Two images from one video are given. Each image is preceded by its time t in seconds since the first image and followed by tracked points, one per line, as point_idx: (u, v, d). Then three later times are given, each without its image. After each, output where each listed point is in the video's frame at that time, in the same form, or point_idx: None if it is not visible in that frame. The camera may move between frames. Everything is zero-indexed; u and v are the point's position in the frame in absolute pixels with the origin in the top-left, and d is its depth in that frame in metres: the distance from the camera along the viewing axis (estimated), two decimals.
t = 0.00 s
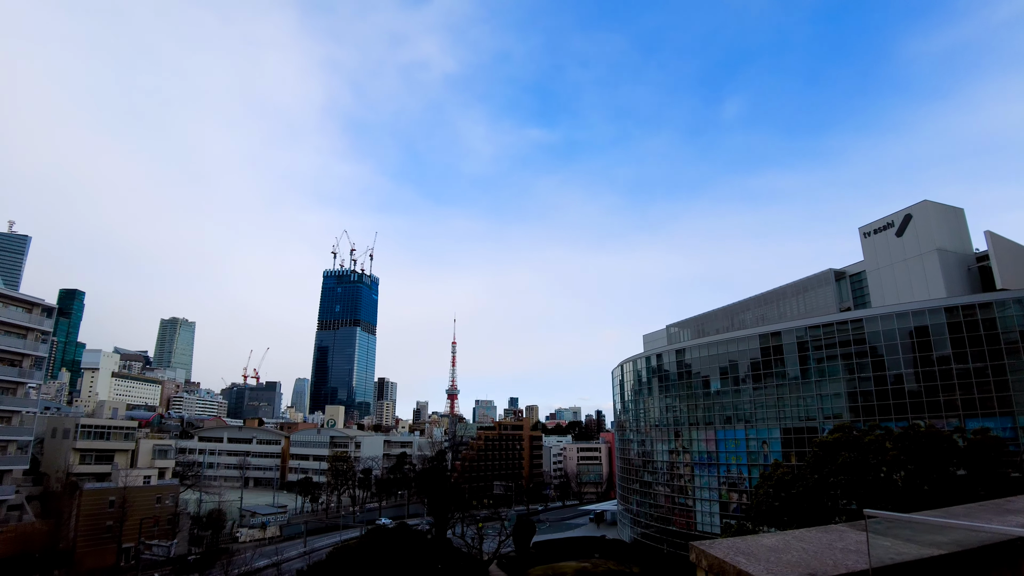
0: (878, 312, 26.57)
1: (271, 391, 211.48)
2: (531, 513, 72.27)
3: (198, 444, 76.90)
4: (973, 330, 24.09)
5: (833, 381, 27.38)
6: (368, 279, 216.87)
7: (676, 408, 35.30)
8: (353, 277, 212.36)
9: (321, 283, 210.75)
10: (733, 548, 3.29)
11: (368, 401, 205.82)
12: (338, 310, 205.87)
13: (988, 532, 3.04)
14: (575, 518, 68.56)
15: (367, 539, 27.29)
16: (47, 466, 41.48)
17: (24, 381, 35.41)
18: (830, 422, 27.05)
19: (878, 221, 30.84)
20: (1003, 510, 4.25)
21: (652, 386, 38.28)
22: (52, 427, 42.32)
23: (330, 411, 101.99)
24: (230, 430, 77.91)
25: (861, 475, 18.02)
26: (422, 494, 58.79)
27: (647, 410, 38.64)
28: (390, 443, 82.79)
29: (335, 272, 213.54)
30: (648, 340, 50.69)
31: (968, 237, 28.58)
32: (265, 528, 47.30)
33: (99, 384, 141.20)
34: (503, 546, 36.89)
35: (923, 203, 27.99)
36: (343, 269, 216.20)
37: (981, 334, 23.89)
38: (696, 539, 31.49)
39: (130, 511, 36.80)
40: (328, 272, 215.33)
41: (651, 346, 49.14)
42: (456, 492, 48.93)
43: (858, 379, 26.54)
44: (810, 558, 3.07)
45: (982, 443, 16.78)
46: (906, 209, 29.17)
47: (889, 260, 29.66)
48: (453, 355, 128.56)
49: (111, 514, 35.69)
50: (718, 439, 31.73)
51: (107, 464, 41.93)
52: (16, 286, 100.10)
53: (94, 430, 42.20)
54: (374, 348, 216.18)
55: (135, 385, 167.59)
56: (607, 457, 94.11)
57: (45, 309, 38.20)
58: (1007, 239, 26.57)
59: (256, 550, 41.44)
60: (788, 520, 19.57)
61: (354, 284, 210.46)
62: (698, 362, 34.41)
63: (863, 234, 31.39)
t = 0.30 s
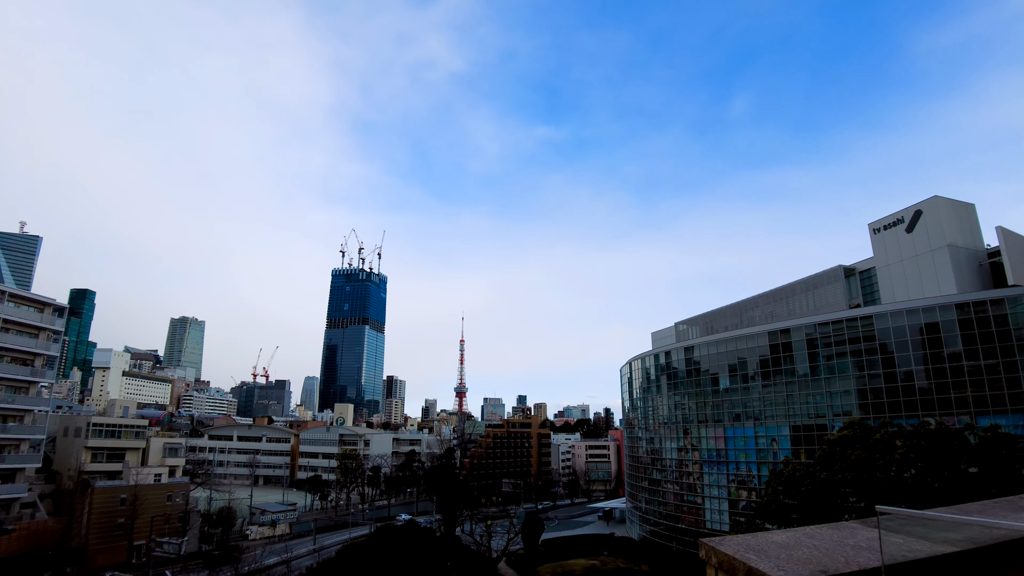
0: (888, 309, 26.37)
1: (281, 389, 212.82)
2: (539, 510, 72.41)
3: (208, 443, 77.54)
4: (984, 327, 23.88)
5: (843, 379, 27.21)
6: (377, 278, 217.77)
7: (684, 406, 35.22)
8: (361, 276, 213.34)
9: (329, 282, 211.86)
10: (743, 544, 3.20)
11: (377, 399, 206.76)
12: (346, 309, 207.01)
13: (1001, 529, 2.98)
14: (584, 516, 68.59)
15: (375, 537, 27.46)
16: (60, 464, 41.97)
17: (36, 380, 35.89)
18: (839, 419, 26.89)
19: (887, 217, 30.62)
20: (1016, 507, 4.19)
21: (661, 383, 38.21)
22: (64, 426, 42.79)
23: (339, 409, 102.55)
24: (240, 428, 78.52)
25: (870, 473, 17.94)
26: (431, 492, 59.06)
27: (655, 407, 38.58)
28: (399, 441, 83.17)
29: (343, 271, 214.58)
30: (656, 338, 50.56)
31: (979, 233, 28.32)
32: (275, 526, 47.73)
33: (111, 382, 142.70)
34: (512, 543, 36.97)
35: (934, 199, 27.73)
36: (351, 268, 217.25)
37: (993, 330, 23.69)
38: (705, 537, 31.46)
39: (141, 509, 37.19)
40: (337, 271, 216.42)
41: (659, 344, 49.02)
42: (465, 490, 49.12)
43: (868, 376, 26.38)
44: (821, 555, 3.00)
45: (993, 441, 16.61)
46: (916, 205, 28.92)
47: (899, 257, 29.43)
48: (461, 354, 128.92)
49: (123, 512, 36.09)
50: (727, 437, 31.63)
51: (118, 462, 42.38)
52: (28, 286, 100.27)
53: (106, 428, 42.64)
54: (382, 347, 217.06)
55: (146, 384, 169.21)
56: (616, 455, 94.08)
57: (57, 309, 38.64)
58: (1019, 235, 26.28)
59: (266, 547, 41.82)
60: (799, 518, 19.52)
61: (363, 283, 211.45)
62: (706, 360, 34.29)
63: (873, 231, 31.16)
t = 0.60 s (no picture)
0: (895, 305, 26.21)
1: (287, 386, 213.72)
2: (545, 507, 72.51)
3: (214, 440, 78.00)
4: (991, 324, 23.72)
5: (849, 375, 27.10)
6: (382, 275, 218.20)
7: (690, 403, 35.16)
8: (367, 273, 213.77)
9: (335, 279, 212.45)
10: (750, 542, 3.26)
11: (383, 397, 207.31)
12: (352, 306, 207.72)
13: (1008, 528, 3.00)
14: (589, 513, 68.64)
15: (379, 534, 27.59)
16: (68, 461, 42.32)
17: (44, 379, 36.19)
18: (846, 416, 26.79)
19: (894, 214, 30.45)
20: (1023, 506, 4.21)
21: (666, 380, 38.17)
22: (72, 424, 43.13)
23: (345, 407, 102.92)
24: (246, 426, 78.92)
25: (877, 470, 17.90)
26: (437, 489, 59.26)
27: (661, 404, 38.54)
28: (404, 438, 83.47)
29: (349, 269, 215.11)
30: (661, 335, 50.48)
31: (987, 229, 28.09)
32: (281, 523, 48.05)
33: (118, 380, 143.67)
34: (518, 540, 37.05)
35: (941, 195, 27.53)
36: (357, 266, 217.80)
37: (1001, 327, 23.52)
38: (710, 534, 31.45)
39: (149, 506, 37.50)
40: (343, 269, 217.04)
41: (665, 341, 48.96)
42: (471, 487, 49.22)
43: (874, 373, 26.26)
44: (828, 552, 3.05)
45: (1000, 438, 16.56)
46: (923, 201, 28.72)
47: (906, 253, 29.25)
48: (467, 351, 129.26)
49: (131, 509, 36.36)
50: (733, 434, 31.57)
51: (125, 460, 42.69)
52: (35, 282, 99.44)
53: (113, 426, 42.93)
54: (388, 344, 217.52)
55: (152, 382, 170.33)
56: (621, 452, 94.18)
57: (64, 307, 38.91)
58: None
59: (273, 545, 42.10)
60: (805, 515, 19.45)
61: (368, 281, 211.99)
62: (712, 357, 34.19)
63: (879, 227, 30.98)
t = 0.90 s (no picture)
0: (901, 303, 26.05)
1: (293, 384, 214.58)
2: (551, 505, 72.52)
3: (221, 438, 78.33)
4: (999, 321, 23.55)
5: (856, 373, 26.97)
6: (388, 274, 218.50)
7: (696, 401, 35.07)
8: (372, 272, 214.09)
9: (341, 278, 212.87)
10: (761, 540, 3.24)
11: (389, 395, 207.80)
12: (358, 305, 208.18)
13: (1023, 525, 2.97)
14: (595, 511, 68.59)
15: (385, 532, 27.64)
16: (76, 460, 42.59)
17: (51, 377, 36.46)
18: (852, 415, 26.67)
19: (900, 211, 30.24)
20: None
21: (672, 379, 38.07)
22: (80, 422, 43.41)
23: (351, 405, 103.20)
24: (252, 424, 79.24)
25: (886, 469, 17.79)
26: (443, 487, 59.38)
27: (666, 403, 38.46)
28: (410, 436, 83.64)
29: (354, 267, 215.47)
30: (667, 333, 50.35)
31: (994, 226, 27.87)
32: (288, 521, 48.27)
33: (124, 379, 144.45)
34: (523, 538, 37.05)
35: (948, 192, 27.34)
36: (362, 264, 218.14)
37: (1008, 325, 23.35)
38: (716, 532, 31.40)
39: (156, 504, 37.75)
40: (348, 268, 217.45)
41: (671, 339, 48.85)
42: (476, 485, 49.30)
43: (881, 371, 26.11)
44: (841, 551, 3.02)
45: (1009, 436, 16.45)
46: (929, 198, 28.53)
47: (913, 250, 29.05)
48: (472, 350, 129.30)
49: (138, 507, 36.59)
50: (738, 432, 31.47)
51: (133, 458, 42.91)
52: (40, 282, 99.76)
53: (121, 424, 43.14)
54: (393, 342, 217.74)
55: (159, 381, 171.31)
56: (627, 450, 94.01)
57: (72, 307, 39.16)
58: None
59: (280, 543, 42.28)
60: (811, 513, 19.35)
61: (374, 279, 212.33)
62: (718, 355, 34.07)
63: (886, 224, 30.79)
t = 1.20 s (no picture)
0: (916, 300, 25.78)
1: (305, 383, 216.25)
2: (563, 504, 72.50)
3: (234, 437, 79.12)
4: (1016, 318, 23.24)
5: (870, 371, 26.73)
6: (399, 272, 219.26)
7: (709, 399, 34.91)
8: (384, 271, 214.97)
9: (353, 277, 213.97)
10: (787, 537, 3.28)
11: (401, 394, 208.82)
12: (369, 304, 209.22)
13: None
14: (607, 510, 68.46)
15: (397, 530, 27.82)
16: (93, 458, 43.32)
17: (68, 377, 37.09)
18: (866, 413, 26.45)
19: (914, 207, 29.89)
20: None
21: (684, 377, 37.94)
22: (96, 421, 44.12)
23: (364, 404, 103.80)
24: (266, 423, 79.97)
25: (902, 467, 17.64)
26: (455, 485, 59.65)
27: (679, 401, 38.33)
28: (422, 434, 84.03)
29: (366, 266, 216.50)
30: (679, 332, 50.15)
31: (1010, 221, 27.48)
32: (301, 519, 48.75)
33: (139, 378, 146.29)
34: (535, 537, 37.10)
35: (963, 187, 27.01)
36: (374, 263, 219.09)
37: None
38: (730, 531, 31.29)
39: (171, 502, 38.28)
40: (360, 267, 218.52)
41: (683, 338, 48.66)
42: (489, 483, 49.52)
43: (896, 369, 25.85)
44: (868, 547, 3.05)
45: None
46: (944, 194, 28.20)
47: (927, 247, 28.71)
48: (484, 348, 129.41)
49: (153, 504, 37.15)
50: (752, 431, 31.30)
51: (148, 456, 43.51)
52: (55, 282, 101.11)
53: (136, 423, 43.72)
54: (405, 341, 218.61)
55: (173, 380, 173.39)
56: (639, 449, 93.56)
57: (87, 307, 39.76)
58: None
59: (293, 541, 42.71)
60: (826, 512, 19.21)
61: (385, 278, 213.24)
62: (731, 353, 33.90)
63: (899, 220, 30.46)
